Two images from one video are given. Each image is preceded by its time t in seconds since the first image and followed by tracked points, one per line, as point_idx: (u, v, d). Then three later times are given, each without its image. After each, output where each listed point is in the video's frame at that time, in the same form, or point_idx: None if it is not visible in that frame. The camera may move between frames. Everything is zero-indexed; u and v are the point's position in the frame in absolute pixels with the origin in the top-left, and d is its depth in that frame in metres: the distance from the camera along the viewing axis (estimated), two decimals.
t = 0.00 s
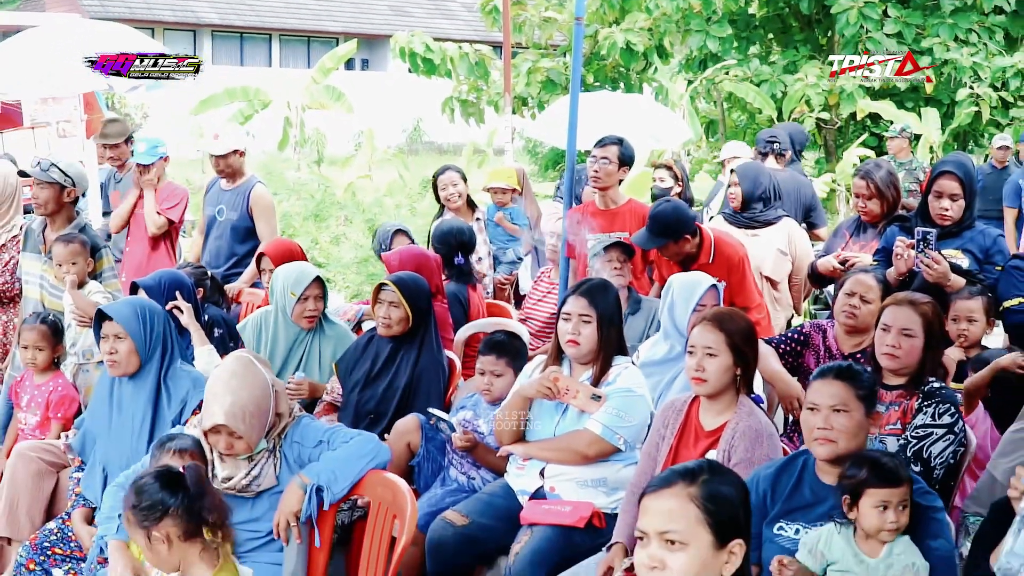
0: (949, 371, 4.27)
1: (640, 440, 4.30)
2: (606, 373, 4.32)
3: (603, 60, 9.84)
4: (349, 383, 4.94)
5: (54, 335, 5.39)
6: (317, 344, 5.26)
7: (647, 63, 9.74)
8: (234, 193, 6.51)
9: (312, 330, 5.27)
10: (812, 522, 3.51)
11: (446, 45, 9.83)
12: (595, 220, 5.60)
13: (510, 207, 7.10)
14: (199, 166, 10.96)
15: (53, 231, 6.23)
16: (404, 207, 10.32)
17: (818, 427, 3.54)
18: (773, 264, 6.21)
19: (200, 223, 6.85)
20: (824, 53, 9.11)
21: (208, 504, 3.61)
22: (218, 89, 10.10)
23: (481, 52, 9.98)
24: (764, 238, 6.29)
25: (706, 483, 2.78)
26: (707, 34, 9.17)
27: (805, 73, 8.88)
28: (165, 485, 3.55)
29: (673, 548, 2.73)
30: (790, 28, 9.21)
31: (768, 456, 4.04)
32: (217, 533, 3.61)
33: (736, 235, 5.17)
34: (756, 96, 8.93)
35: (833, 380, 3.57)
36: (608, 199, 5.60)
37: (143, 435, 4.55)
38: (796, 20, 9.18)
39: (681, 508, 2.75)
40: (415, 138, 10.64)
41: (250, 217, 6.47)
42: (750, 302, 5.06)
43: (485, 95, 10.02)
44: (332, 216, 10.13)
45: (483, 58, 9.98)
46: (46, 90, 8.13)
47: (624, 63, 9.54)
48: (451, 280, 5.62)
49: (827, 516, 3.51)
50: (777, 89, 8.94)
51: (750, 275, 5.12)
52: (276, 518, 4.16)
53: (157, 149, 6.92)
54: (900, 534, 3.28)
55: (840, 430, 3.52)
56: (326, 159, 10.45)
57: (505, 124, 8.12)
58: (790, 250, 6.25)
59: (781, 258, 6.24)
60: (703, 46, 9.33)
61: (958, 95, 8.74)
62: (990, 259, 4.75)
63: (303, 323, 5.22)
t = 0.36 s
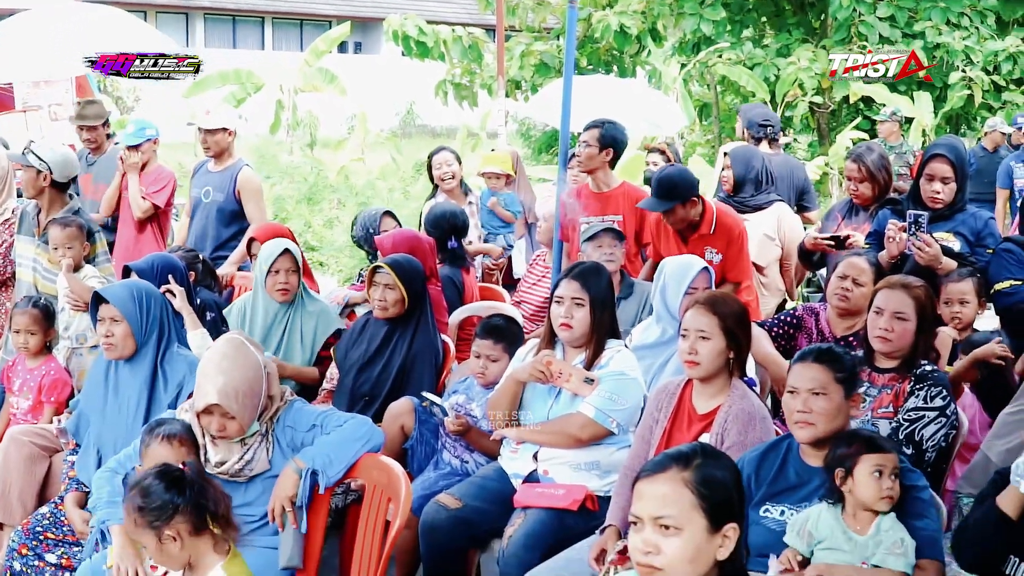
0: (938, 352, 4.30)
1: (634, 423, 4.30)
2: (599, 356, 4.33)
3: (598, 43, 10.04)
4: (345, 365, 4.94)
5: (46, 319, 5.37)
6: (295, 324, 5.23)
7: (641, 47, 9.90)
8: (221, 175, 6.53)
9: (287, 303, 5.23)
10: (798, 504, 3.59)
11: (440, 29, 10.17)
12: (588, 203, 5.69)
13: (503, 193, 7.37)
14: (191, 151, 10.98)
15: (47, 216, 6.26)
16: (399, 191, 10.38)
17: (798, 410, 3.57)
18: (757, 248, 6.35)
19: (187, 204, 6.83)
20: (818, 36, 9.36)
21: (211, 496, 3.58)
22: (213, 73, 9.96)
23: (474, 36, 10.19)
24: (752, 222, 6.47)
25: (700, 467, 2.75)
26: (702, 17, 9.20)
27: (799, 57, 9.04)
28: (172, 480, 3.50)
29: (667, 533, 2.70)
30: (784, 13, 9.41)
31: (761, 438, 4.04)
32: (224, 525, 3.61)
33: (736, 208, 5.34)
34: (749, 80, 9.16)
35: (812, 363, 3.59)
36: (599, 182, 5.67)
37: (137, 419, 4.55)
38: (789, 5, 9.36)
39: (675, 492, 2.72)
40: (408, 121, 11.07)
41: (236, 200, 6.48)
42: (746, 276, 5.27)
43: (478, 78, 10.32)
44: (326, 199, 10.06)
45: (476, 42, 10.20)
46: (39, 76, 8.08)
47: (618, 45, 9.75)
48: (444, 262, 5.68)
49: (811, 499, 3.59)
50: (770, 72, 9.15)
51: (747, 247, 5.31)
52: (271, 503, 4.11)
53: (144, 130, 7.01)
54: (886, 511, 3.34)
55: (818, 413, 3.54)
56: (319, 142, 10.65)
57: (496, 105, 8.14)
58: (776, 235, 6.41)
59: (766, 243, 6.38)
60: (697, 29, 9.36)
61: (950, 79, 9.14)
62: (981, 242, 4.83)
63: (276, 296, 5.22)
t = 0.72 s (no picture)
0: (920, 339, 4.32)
1: (617, 410, 4.30)
2: (583, 343, 4.33)
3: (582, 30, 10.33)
4: (330, 350, 4.98)
5: (29, 306, 5.35)
6: (265, 309, 5.29)
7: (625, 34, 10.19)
8: (200, 162, 6.51)
9: (261, 282, 5.33)
10: (779, 489, 3.61)
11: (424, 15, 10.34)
12: (572, 190, 5.84)
13: (486, 176, 7.47)
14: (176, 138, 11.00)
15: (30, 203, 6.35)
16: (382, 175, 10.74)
17: (780, 396, 3.58)
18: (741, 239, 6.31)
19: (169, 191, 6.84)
20: (800, 22, 10.05)
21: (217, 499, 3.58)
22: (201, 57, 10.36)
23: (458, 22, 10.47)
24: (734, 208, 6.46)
25: (680, 453, 2.64)
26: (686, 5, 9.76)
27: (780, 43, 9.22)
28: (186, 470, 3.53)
29: (648, 520, 2.60)
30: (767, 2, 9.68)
31: (744, 425, 4.02)
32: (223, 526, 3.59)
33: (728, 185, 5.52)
34: (734, 67, 9.51)
35: (793, 350, 3.61)
36: (583, 169, 5.81)
37: (120, 406, 4.54)
38: None
39: (654, 479, 2.62)
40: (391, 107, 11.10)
41: (217, 185, 6.47)
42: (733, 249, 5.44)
43: (462, 64, 10.55)
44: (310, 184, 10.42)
45: (460, 28, 10.47)
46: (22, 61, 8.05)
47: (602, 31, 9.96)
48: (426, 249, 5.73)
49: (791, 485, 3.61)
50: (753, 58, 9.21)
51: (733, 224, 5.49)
52: (255, 491, 4.10)
53: (127, 117, 7.20)
54: (861, 494, 3.37)
55: (800, 400, 3.56)
56: (302, 129, 10.83)
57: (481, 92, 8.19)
58: (754, 222, 6.39)
59: (748, 231, 6.37)
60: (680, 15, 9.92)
61: (934, 65, 9.78)
62: (964, 228, 4.94)
63: (248, 276, 5.31)
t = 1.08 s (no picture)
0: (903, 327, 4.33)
1: (600, 399, 4.31)
2: (566, 333, 4.33)
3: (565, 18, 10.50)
4: (313, 340, 5.02)
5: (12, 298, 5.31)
6: (252, 297, 5.34)
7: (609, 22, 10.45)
8: (184, 151, 6.51)
9: (242, 270, 5.35)
10: (761, 478, 3.62)
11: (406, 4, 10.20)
12: (555, 179, 6.03)
13: (464, 165, 7.61)
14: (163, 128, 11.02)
15: (10, 191, 6.40)
16: (364, 168, 10.96)
17: (761, 386, 3.59)
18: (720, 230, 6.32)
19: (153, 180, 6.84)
20: (782, 12, 10.21)
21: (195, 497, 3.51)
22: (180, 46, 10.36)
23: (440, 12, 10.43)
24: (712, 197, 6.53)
25: (662, 443, 2.60)
26: None
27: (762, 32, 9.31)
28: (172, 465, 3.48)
29: (631, 511, 2.56)
30: None
31: (728, 413, 4.03)
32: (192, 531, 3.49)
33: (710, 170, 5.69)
34: (716, 56, 9.97)
35: (774, 340, 3.61)
36: (566, 159, 6.02)
37: (102, 397, 4.54)
38: None
39: (638, 470, 2.58)
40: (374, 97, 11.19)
41: (200, 173, 6.46)
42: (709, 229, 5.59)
43: (444, 53, 10.55)
44: (291, 174, 10.86)
45: (443, 18, 10.44)
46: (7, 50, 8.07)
47: (584, 21, 10.28)
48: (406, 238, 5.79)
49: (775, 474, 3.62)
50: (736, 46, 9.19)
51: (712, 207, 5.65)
52: (238, 481, 4.08)
53: (110, 105, 7.40)
54: (845, 483, 3.38)
55: (780, 389, 3.56)
56: (284, 118, 11.00)
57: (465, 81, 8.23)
58: (733, 211, 6.48)
59: (727, 220, 6.44)
60: (663, 4, 10.30)
61: (918, 53, 9.93)
62: (946, 217, 5.06)
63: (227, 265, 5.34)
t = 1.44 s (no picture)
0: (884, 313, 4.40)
1: (585, 391, 4.32)
2: (550, 326, 4.33)
3: (547, 11, 10.57)
4: (298, 333, 5.09)
5: None
6: (241, 290, 5.38)
7: (592, 15, 10.56)
8: (171, 144, 6.50)
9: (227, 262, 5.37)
10: (742, 470, 3.61)
11: None
12: (538, 171, 6.12)
13: (443, 158, 7.78)
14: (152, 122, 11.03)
15: None
16: (349, 160, 11.12)
17: (741, 378, 3.59)
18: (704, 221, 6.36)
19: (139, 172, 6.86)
20: (766, 5, 10.46)
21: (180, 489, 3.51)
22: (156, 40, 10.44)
23: (425, 4, 10.60)
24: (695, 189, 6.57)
25: (645, 437, 2.58)
26: None
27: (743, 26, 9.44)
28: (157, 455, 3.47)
29: (614, 504, 2.55)
30: None
31: (711, 406, 4.00)
32: (180, 521, 3.50)
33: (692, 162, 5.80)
34: (699, 49, 10.11)
35: (755, 332, 3.62)
36: (549, 152, 6.10)
37: (85, 391, 4.54)
38: None
39: (620, 463, 2.57)
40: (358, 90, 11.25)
41: (187, 167, 6.46)
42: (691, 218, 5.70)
43: (429, 46, 10.81)
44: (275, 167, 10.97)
45: (427, 10, 10.61)
46: None
47: (568, 13, 10.34)
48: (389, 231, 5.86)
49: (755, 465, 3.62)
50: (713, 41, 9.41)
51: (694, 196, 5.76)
52: (222, 474, 4.07)
53: (98, 98, 7.42)
54: (826, 476, 3.38)
55: (761, 381, 3.57)
56: (268, 111, 10.96)
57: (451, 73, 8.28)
58: (716, 202, 6.54)
59: (711, 210, 6.50)
60: None
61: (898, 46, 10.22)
62: (929, 210, 5.11)
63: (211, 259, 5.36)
